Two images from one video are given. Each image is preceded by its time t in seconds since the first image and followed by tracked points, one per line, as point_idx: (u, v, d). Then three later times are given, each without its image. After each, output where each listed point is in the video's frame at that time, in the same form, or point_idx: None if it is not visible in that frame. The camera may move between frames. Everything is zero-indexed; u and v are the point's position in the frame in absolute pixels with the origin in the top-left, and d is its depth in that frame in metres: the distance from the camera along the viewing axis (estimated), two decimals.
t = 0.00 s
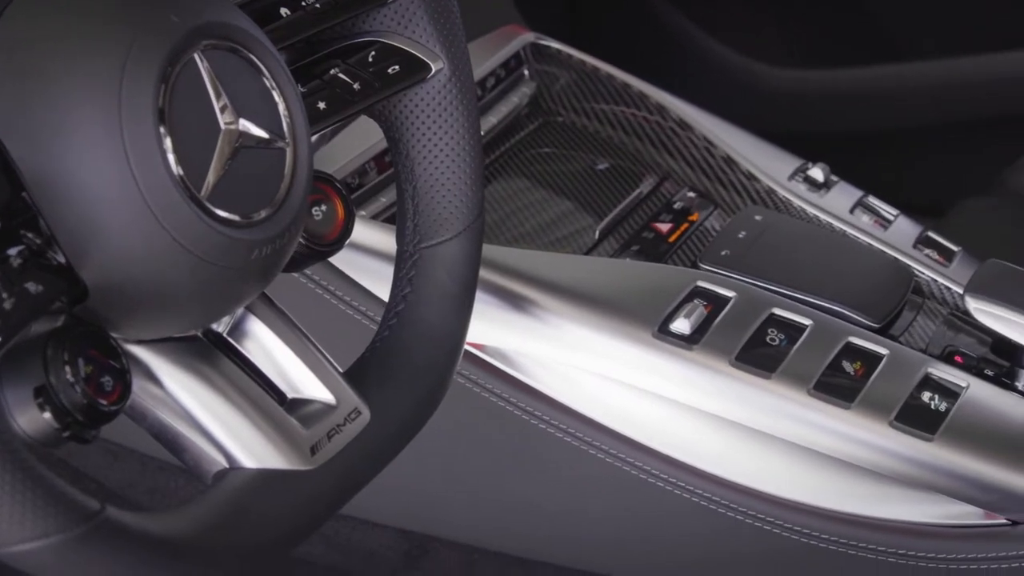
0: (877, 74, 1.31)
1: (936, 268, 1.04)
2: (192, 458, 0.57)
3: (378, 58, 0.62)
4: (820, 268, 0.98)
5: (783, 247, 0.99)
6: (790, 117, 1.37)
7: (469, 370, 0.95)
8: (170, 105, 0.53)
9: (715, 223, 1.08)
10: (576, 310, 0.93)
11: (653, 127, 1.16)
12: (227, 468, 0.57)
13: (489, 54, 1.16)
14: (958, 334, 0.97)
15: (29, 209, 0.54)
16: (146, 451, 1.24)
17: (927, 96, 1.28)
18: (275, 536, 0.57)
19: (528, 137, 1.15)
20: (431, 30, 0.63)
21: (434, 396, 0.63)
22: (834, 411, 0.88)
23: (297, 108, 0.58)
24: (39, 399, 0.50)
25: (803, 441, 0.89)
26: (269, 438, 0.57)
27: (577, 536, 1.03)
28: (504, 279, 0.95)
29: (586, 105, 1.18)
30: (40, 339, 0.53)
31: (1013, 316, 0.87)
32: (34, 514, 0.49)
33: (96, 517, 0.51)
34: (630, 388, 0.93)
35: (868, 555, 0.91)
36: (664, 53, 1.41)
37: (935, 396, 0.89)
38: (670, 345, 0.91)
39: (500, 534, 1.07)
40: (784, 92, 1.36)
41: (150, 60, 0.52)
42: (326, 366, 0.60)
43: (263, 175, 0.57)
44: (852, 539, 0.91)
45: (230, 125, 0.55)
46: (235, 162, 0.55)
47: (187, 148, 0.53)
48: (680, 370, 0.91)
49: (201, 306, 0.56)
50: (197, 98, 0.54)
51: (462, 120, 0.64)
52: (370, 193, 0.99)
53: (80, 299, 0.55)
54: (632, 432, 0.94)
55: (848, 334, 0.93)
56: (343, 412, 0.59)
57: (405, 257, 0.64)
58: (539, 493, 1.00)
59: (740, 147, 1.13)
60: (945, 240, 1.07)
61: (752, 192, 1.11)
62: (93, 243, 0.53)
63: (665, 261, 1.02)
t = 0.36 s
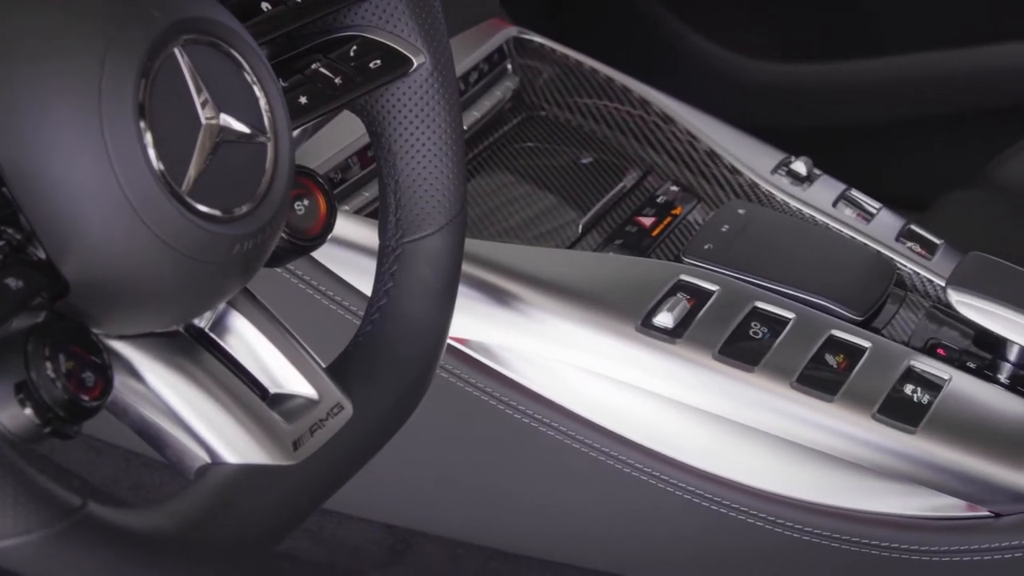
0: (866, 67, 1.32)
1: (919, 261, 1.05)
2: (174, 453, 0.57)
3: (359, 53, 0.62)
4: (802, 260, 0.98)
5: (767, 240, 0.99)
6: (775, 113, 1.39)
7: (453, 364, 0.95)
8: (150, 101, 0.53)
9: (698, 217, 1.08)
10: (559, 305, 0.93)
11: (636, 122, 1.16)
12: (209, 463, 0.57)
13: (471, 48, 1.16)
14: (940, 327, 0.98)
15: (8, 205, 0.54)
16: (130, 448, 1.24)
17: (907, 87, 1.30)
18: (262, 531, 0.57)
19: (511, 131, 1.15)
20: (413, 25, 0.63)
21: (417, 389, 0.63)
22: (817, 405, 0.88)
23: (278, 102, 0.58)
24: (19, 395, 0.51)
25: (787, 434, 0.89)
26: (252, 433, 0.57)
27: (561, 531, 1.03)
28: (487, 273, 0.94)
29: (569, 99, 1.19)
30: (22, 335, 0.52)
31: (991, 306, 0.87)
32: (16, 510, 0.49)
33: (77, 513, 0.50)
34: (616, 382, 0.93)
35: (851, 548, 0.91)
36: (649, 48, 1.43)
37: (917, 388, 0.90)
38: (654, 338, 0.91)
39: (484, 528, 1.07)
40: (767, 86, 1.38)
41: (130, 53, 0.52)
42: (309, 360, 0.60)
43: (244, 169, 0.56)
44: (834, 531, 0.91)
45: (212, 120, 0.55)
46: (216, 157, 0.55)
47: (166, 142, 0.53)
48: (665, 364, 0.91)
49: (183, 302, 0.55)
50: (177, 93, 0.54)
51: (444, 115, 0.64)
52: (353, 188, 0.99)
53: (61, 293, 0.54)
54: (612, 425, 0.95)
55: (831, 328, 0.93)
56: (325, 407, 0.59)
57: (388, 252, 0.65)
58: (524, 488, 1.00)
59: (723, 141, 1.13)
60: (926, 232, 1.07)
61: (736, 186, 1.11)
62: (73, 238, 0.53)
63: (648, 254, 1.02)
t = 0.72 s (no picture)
0: (860, 59, 1.35)
1: (902, 254, 1.05)
2: (156, 448, 0.57)
3: (340, 47, 0.62)
4: (782, 253, 0.98)
5: (749, 234, 1.00)
6: (768, 107, 1.42)
7: (436, 359, 0.95)
8: (130, 96, 0.52)
9: (681, 211, 1.07)
10: (541, 299, 0.93)
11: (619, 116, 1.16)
12: (191, 459, 0.56)
13: (452, 42, 1.15)
14: (923, 321, 0.98)
15: None
16: (113, 444, 1.24)
17: (905, 80, 1.34)
18: (242, 526, 0.57)
19: (494, 126, 1.15)
20: (394, 19, 0.63)
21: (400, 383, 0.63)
22: (801, 399, 0.88)
23: (259, 97, 0.58)
24: None
25: (768, 427, 0.90)
26: (233, 430, 0.56)
27: (546, 522, 1.04)
28: (467, 266, 0.94)
29: (552, 94, 1.19)
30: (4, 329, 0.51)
31: (978, 300, 0.87)
32: None
33: (59, 508, 0.50)
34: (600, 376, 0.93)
35: (820, 537, 0.93)
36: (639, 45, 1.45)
37: (900, 380, 0.90)
38: (635, 332, 0.91)
39: (468, 521, 1.07)
40: (756, 82, 1.41)
41: (109, 49, 0.51)
42: (291, 356, 0.60)
43: (224, 165, 0.56)
44: (817, 525, 0.92)
45: (191, 115, 0.55)
46: (197, 151, 0.55)
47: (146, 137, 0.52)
48: (650, 359, 0.91)
49: (164, 298, 0.55)
50: (157, 88, 0.53)
51: (425, 110, 0.64)
52: (336, 183, 0.99)
53: (41, 289, 0.53)
54: (597, 420, 0.95)
55: (812, 321, 0.93)
56: (308, 402, 0.59)
57: (370, 247, 0.65)
58: (508, 481, 1.01)
59: (704, 134, 1.13)
60: (908, 226, 1.07)
61: (718, 180, 1.11)
62: (52, 235, 0.52)
63: (631, 249, 1.02)
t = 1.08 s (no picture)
0: (849, 52, 1.35)
1: (885, 247, 1.05)
2: (137, 444, 0.56)
3: (322, 42, 0.62)
4: (764, 247, 0.98)
5: (732, 228, 0.99)
6: (756, 101, 1.42)
7: (419, 354, 0.95)
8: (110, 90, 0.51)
9: (664, 204, 1.08)
10: (524, 293, 0.93)
11: (603, 111, 1.16)
12: (173, 454, 0.56)
13: (434, 37, 1.15)
14: (907, 314, 0.98)
15: None
16: (96, 440, 1.24)
17: (889, 69, 1.34)
18: (226, 521, 0.57)
19: (477, 121, 1.15)
20: (375, 13, 0.63)
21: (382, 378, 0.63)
22: (783, 392, 0.89)
23: (239, 92, 0.58)
24: None
25: (750, 420, 0.90)
26: (213, 425, 0.56)
27: (528, 516, 1.04)
28: (449, 261, 0.94)
29: (535, 88, 1.19)
30: None
31: (961, 293, 0.87)
32: None
33: (40, 504, 0.50)
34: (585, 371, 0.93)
35: (802, 530, 0.93)
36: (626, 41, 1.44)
37: (882, 373, 0.90)
38: (618, 326, 0.91)
39: (451, 515, 1.07)
40: (743, 77, 1.41)
41: (88, 43, 0.51)
42: (272, 350, 0.60)
43: (205, 160, 0.56)
44: (801, 517, 0.93)
45: (172, 109, 0.54)
46: (177, 146, 0.54)
47: (126, 131, 0.52)
48: (635, 353, 0.91)
49: (146, 294, 0.54)
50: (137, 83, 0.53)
51: (406, 104, 0.64)
52: (318, 178, 0.99)
53: (23, 285, 0.53)
54: (581, 413, 0.95)
55: (795, 314, 0.93)
56: (290, 397, 0.59)
57: (352, 242, 0.65)
58: (491, 476, 1.01)
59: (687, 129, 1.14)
60: (892, 219, 1.07)
61: (701, 174, 1.11)
62: (32, 230, 0.51)
63: (614, 243, 1.02)
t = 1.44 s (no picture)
0: (836, 45, 1.35)
1: (868, 240, 1.05)
2: (118, 440, 0.56)
3: (302, 37, 0.62)
4: (746, 241, 0.98)
5: (715, 222, 1.00)
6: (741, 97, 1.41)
7: (402, 349, 0.95)
8: (88, 85, 0.51)
9: (647, 198, 1.08)
10: (507, 288, 0.93)
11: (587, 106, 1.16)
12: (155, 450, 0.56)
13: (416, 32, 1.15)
14: (890, 308, 0.98)
15: None
16: (79, 436, 1.24)
17: (881, 63, 1.35)
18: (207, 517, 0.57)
19: (460, 115, 1.15)
20: (356, 8, 0.63)
21: (365, 372, 0.63)
22: (765, 384, 0.89)
23: (219, 87, 0.57)
24: None
25: (733, 414, 0.90)
26: (196, 421, 0.56)
27: (512, 509, 1.04)
28: (432, 256, 0.94)
29: (518, 83, 1.19)
30: None
31: (942, 286, 0.87)
32: None
33: (21, 501, 0.50)
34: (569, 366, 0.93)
35: (795, 526, 0.93)
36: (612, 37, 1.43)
37: (866, 366, 0.91)
38: (601, 320, 0.91)
39: (434, 509, 1.08)
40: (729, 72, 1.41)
41: (66, 37, 0.50)
42: (255, 346, 0.60)
43: (185, 154, 0.56)
44: (784, 511, 0.93)
45: (152, 104, 0.54)
46: (156, 142, 0.54)
47: (106, 127, 0.52)
48: (619, 347, 0.91)
49: (128, 290, 0.54)
50: (116, 78, 0.53)
51: (388, 99, 0.64)
52: (301, 173, 0.99)
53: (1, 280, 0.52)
54: (564, 409, 0.95)
55: (778, 308, 0.94)
56: (272, 392, 0.59)
57: (334, 237, 0.65)
58: (475, 470, 1.01)
59: (670, 123, 1.14)
60: (874, 212, 1.08)
61: (684, 168, 1.11)
62: (11, 226, 0.51)
63: (597, 237, 1.02)
